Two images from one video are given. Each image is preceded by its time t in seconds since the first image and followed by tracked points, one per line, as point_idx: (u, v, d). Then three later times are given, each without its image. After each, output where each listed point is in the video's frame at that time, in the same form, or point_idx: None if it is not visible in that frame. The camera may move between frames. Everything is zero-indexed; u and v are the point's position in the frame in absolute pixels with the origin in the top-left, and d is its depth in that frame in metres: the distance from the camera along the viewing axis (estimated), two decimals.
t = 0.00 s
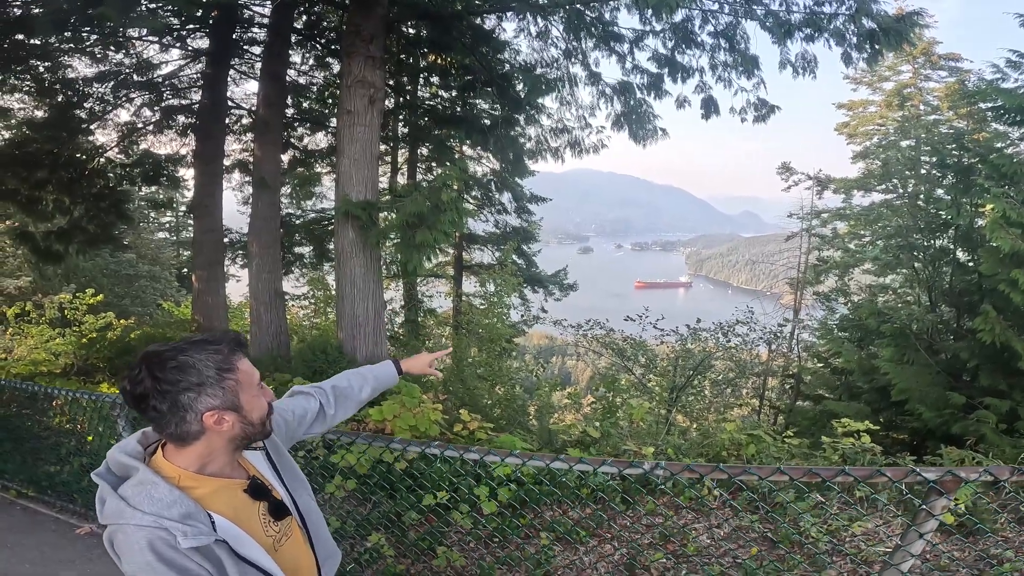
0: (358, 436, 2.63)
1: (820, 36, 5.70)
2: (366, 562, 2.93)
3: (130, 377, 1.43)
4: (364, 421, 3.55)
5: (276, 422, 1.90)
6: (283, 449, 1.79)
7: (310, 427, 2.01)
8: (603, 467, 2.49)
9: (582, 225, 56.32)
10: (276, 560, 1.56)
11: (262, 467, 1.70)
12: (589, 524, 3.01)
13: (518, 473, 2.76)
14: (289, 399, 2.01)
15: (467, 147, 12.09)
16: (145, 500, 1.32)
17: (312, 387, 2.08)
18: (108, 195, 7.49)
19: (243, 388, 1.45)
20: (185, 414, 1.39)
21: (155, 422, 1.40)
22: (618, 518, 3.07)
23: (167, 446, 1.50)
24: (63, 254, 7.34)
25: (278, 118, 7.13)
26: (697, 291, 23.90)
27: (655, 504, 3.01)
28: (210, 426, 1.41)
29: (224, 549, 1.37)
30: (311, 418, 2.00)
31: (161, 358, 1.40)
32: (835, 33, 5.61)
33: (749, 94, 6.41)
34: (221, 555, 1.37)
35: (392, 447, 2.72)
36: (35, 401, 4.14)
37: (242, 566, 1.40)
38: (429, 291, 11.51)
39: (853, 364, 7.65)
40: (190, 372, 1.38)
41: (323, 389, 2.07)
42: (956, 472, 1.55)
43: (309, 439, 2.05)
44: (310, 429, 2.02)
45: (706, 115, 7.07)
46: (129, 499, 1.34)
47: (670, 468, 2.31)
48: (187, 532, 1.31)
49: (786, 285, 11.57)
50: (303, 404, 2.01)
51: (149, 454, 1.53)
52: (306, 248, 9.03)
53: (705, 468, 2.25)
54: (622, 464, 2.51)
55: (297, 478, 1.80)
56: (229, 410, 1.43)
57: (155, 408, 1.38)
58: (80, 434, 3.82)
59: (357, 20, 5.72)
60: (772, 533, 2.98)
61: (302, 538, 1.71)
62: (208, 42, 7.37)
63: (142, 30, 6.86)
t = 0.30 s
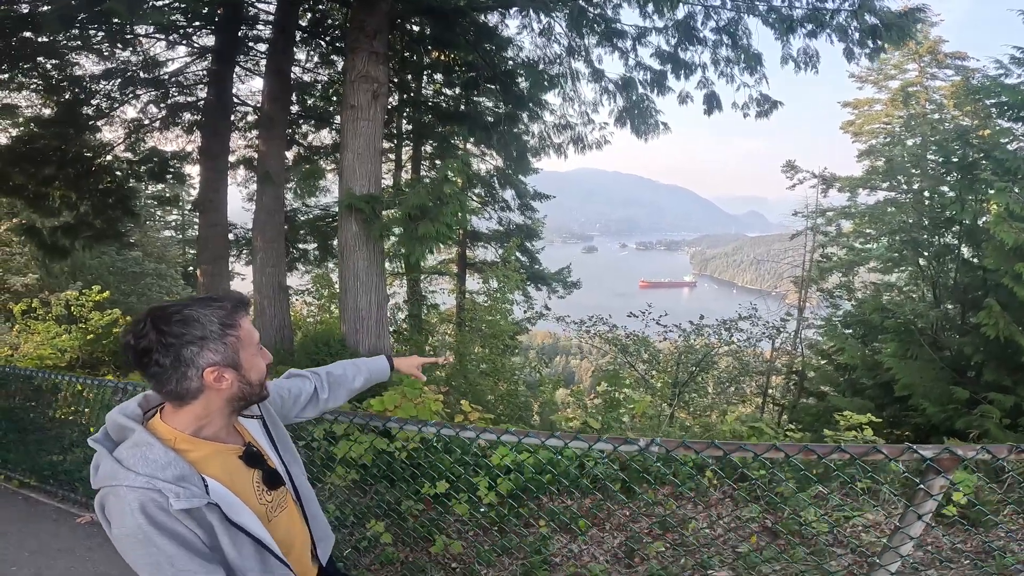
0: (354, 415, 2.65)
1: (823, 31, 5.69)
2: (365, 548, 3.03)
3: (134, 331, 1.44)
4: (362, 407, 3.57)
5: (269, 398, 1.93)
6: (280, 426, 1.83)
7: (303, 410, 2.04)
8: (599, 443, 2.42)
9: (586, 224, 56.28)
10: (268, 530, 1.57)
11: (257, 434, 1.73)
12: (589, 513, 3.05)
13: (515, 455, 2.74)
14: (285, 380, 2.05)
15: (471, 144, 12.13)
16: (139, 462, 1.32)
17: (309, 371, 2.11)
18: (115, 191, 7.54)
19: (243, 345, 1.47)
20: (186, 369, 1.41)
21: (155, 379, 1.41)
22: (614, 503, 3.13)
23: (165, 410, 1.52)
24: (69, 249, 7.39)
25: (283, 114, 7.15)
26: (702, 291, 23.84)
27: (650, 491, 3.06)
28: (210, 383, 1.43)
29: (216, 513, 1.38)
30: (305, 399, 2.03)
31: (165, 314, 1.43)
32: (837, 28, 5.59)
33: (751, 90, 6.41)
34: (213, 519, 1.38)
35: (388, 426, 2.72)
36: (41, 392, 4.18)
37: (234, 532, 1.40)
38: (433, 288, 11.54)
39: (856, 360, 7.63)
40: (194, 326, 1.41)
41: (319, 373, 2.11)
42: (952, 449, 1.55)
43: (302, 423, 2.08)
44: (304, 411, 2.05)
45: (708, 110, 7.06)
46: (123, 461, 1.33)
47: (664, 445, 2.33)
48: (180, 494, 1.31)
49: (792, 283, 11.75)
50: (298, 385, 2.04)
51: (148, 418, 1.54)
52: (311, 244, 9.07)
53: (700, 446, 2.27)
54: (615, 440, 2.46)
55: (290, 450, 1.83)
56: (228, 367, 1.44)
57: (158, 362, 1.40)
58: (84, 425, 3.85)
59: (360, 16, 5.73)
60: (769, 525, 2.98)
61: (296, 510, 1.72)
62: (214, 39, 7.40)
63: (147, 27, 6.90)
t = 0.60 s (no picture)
0: (344, 397, 2.68)
1: (823, 27, 5.68)
2: (358, 537, 3.03)
3: (122, 291, 1.51)
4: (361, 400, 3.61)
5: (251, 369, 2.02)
6: (265, 399, 1.91)
7: (284, 381, 2.14)
8: (585, 424, 2.36)
9: (590, 224, 56.24)
10: (248, 497, 1.62)
11: (239, 403, 1.79)
12: (582, 504, 3.08)
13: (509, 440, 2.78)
14: (265, 352, 2.15)
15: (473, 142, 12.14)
16: (120, 423, 1.35)
17: (287, 343, 2.21)
18: (120, 188, 7.54)
19: (229, 308, 1.54)
20: (172, 326, 1.47)
21: (142, 336, 1.48)
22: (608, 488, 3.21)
23: (147, 374, 1.57)
24: (74, 245, 7.44)
25: (286, 110, 7.18)
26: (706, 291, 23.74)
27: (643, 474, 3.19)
28: (194, 342, 1.49)
29: (195, 477, 1.40)
30: (285, 370, 2.13)
31: (154, 274, 1.50)
32: (837, 24, 5.58)
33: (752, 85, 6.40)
34: (193, 485, 1.40)
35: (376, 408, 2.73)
36: (42, 384, 4.20)
37: (214, 499, 1.42)
38: (436, 286, 11.57)
39: (859, 357, 7.60)
40: (182, 284, 1.48)
41: (297, 344, 2.22)
42: (940, 428, 1.56)
43: (282, 394, 2.18)
44: (284, 381, 2.15)
45: (709, 106, 7.06)
46: (104, 423, 1.36)
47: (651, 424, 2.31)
48: (160, 456, 1.34)
49: (796, 282, 11.88)
50: (278, 356, 2.14)
51: (130, 382, 1.59)
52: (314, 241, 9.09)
53: (687, 424, 2.26)
54: (602, 419, 2.36)
55: (270, 420, 1.89)
56: (214, 327, 1.51)
57: (145, 318, 1.46)
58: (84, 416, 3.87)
59: (362, 12, 5.75)
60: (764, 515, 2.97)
61: (276, 482, 1.76)
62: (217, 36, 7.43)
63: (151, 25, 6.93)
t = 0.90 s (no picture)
0: (333, 382, 2.70)
1: (821, 24, 5.69)
2: (351, 528, 3.07)
3: (112, 266, 1.58)
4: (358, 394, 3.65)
5: (241, 343, 2.09)
6: (250, 375, 2.00)
7: (272, 352, 2.23)
8: (569, 407, 2.40)
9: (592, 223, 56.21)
10: (229, 473, 1.70)
11: (222, 379, 1.88)
12: (576, 497, 3.09)
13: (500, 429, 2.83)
14: (252, 325, 2.22)
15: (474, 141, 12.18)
16: (103, 398, 1.40)
17: (272, 315, 2.30)
18: (123, 185, 7.59)
19: (215, 286, 1.60)
20: (158, 302, 1.53)
21: (128, 310, 1.54)
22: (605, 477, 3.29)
23: (133, 351, 1.64)
24: (76, 242, 7.50)
25: (286, 108, 7.21)
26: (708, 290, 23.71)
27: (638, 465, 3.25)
28: (180, 317, 1.55)
29: (176, 452, 1.45)
30: (273, 342, 2.22)
31: (143, 251, 1.57)
32: (835, 21, 5.59)
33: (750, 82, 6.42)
34: (174, 460, 1.44)
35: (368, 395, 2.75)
36: (45, 378, 4.25)
37: (195, 476, 1.47)
38: (437, 284, 11.60)
39: (858, 354, 7.60)
40: (169, 260, 1.55)
41: (282, 316, 2.31)
42: (918, 415, 1.61)
43: (271, 364, 2.28)
44: (273, 353, 2.24)
45: (708, 104, 7.08)
46: (88, 398, 1.41)
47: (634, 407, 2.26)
48: (141, 429, 1.38)
49: (797, 281, 11.84)
50: (265, 327, 2.23)
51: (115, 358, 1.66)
52: (315, 239, 9.13)
53: (668, 408, 2.13)
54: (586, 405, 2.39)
55: (256, 395, 1.98)
56: (199, 304, 1.57)
57: (132, 294, 1.53)
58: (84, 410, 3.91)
59: (362, 10, 5.78)
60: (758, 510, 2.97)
61: (259, 460, 1.84)
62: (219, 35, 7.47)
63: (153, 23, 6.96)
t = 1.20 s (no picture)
0: (327, 372, 2.71)
1: (817, 22, 5.72)
2: (347, 520, 3.12)
3: (102, 252, 1.68)
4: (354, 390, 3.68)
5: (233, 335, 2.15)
6: (242, 366, 2.08)
7: (269, 349, 2.26)
8: (558, 395, 2.30)
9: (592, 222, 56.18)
10: (215, 456, 1.78)
11: (212, 366, 1.96)
12: (570, 490, 3.12)
13: (496, 422, 2.89)
14: (252, 322, 2.27)
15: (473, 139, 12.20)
16: (89, 379, 1.47)
17: (274, 314, 2.33)
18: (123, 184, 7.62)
19: (200, 270, 1.69)
20: (145, 284, 1.63)
21: (117, 292, 1.64)
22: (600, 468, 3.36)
23: (124, 334, 1.74)
24: (76, 240, 7.53)
25: (286, 106, 7.23)
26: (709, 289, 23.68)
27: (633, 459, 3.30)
28: (166, 300, 1.65)
29: (160, 433, 1.53)
30: (270, 339, 2.25)
31: (131, 237, 1.67)
32: (831, 19, 5.61)
33: (746, 80, 6.44)
34: (157, 441, 1.52)
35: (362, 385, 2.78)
36: (45, 375, 4.29)
37: (179, 458, 1.55)
38: (436, 282, 11.61)
39: (856, 351, 7.62)
40: (155, 245, 1.64)
41: (283, 315, 2.33)
42: (898, 402, 1.65)
43: (269, 362, 2.30)
44: (269, 351, 2.27)
45: (705, 101, 7.10)
46: (76, 378, 1.49)
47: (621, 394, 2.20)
48: (124, 410, 1.45)
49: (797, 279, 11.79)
50: (264, 326, 2.26)
51: (107, 341, 1.76)
52: (314, 237, 9.16)
53: (654, 396, 2.11)
54: (575, 393, 2.32)
55: (247, 385, 2.06)
56: (184, 287, 1.67)
57: (119, 277, 1.63)
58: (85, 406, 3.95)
59: (359, 9, 5.81)
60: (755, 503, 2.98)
61: (247, 446, 1.92)
62: (218, 35, 7.49)
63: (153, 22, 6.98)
